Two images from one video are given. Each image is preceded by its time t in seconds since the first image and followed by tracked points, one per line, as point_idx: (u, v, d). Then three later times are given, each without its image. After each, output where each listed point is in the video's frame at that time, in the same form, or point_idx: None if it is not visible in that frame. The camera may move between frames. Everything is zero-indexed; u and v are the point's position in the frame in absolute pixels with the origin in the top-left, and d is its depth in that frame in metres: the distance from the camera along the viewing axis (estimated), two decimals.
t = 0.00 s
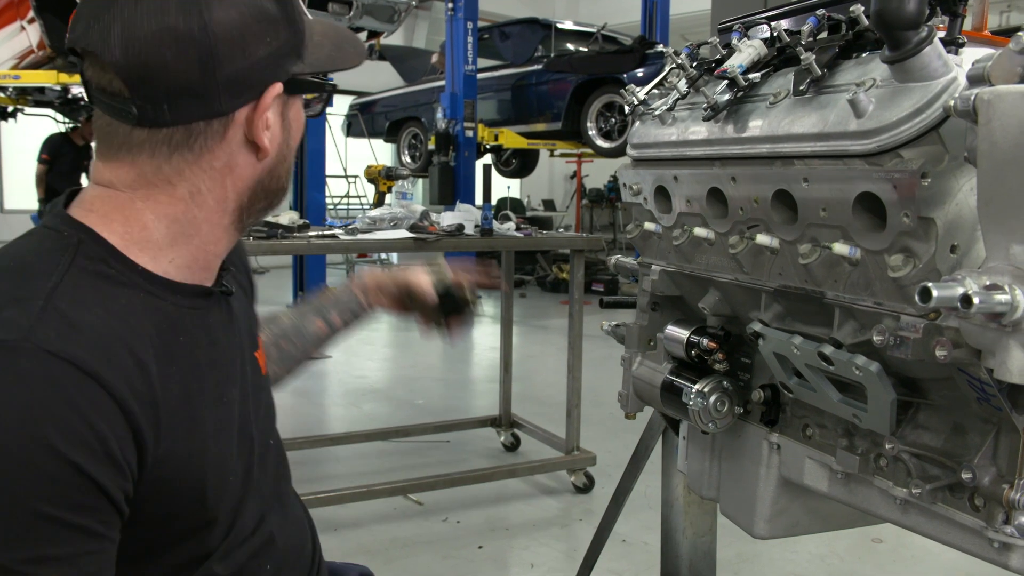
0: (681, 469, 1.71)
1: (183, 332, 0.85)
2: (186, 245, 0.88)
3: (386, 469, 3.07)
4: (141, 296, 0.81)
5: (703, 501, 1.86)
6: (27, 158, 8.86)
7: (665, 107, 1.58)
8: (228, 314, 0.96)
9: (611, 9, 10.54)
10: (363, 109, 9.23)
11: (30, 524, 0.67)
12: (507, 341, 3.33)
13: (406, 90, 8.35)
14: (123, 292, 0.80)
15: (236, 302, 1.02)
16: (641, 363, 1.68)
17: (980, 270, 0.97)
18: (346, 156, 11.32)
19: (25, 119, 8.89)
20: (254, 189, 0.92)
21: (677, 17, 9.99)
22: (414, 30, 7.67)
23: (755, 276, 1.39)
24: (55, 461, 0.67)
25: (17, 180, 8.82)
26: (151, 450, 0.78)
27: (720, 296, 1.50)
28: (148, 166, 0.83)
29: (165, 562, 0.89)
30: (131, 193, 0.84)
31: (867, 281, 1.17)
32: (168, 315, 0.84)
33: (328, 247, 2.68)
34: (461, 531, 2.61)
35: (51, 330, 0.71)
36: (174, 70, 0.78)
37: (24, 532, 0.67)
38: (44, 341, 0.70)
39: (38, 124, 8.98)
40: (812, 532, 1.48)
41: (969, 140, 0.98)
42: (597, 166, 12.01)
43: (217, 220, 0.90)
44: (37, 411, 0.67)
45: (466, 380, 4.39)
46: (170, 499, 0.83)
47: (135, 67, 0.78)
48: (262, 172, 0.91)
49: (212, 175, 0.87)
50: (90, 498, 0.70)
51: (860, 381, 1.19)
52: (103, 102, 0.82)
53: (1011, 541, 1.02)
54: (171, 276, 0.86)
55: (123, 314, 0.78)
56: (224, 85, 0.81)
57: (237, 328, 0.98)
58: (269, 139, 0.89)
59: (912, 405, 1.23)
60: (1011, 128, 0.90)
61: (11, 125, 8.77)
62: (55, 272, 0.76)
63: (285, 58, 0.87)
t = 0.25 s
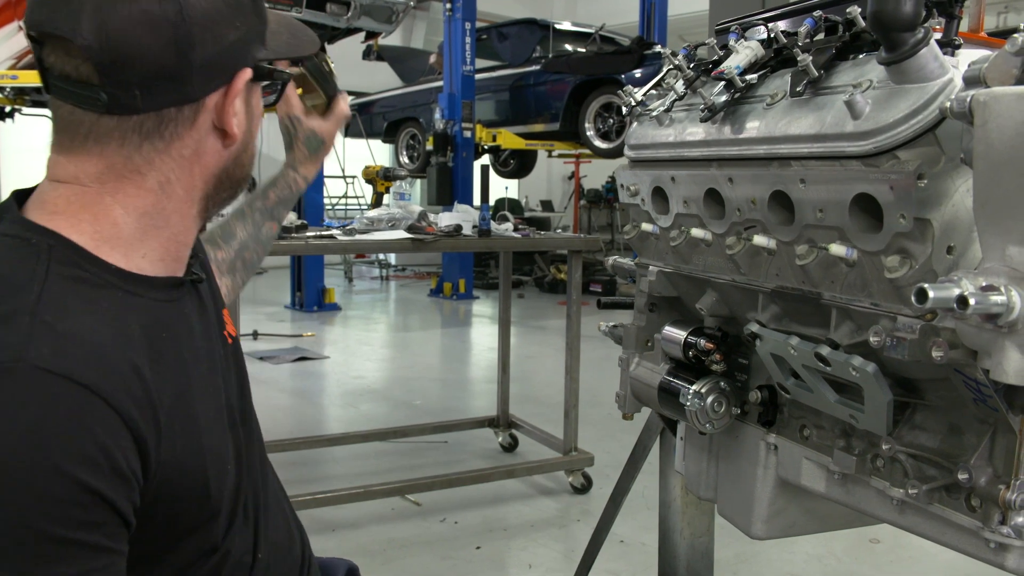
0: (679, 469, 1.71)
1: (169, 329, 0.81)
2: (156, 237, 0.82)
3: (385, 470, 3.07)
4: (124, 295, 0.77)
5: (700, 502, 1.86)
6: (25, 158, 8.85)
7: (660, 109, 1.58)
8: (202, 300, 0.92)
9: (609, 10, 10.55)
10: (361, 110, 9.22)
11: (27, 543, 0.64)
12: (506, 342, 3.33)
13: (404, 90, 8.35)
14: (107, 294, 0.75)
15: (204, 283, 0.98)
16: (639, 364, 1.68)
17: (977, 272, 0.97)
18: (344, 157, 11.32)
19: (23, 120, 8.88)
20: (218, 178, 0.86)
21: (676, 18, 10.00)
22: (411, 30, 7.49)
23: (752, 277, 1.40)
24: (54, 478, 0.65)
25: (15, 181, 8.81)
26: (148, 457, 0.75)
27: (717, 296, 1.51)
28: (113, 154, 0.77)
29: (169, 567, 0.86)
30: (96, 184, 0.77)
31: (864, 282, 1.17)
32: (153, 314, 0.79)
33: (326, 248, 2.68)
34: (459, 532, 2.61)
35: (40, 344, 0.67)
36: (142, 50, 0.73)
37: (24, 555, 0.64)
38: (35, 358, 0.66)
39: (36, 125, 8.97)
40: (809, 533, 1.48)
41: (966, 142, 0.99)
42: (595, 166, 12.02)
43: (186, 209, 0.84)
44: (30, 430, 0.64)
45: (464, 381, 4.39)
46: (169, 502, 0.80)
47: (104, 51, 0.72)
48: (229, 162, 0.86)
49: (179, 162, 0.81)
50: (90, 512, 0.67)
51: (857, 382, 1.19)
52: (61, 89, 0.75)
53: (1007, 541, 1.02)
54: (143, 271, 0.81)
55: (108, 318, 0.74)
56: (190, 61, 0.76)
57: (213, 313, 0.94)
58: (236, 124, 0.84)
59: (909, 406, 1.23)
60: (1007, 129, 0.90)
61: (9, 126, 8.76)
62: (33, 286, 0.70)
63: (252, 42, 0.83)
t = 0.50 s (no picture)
0: (679, 469, 1.71)
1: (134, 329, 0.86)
2: (110, 241, 0.85)
3: (384, 469, 3.07)
4: (90, 298, 0.83)
5: (700, 502, 1.86)
6: (24, 159, 8.84)
7: (660, 109, 1.58)
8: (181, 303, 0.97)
9: (609, 10, 10.56)
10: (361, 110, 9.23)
11: (13, 551, 0.68)
12: (505, 342, 3.33)
13: (404, 90, 8.35)
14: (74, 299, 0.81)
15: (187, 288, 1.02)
16: (639, 363, 1.68)
17: (976, 272, 0.97)
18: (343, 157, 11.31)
19: (22, 120, 8.86)
20: (164, 187, 0.85)
21: (675, 18, 10.01)
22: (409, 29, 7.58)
23: (751, 277, 1.40)
24: (25, 479, 0.69)
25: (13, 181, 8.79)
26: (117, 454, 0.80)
27: (717, 296, 1.51)
28: (68, 154, 0.83)
29: (159, 563, 0.91)
30: (54, 183, 0.83)
31: (863, 281, 1.17)
32: (111, 315, 0.85)
33: (326, 248, 2.68)
34: (459, 532, 2.61)
35: (8, 350, 0.72)
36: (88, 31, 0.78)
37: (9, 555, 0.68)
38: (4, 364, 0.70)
39: (36, 125, 8.96)
40: (808, 532, 1.49)
41: (965, 142, 0.99)
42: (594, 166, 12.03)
43: (135, 216, 0.86)
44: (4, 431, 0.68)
45: (464, 381, 4.39)
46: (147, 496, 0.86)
47: (60, 54, 0.80)
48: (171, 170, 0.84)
49: (115, 164, 0.83)
50: (65, 511, 0.72)
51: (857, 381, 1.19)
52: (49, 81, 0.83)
53: (1006, 540, 1.02)
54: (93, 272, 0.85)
55: (71, 323, 0.79)
56: (123, 58, 0.79)
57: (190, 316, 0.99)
58: (163, 127, 0.82)
59: (908, 405, 1.23)
60: (1006, 129, 0.90)
61: (8, 126, 8.75)
62: None
63: (205, 41, 0.82)
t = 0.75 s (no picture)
0: (679, 469, 1.72)
1: (147, 330, 0.93)
2: (144, 244, 0.94)
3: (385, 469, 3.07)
4: (112, 296, 0.90)
5: (701, 501, 1.87)
6: (25, 158, 8.83)
7: (662, 109, 1.58)
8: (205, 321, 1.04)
9: (610, 10, 10.56)
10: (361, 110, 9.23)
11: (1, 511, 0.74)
12: (506, 342, 3.33)
13: (404, 90, 8.35)
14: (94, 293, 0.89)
15: (218, 313, 1.08)
16: (641, 363, 1.69)
17: (978, 272, 0.97)
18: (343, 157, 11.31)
19: (22, 119, 8.85)
20: (200, 204, 0.92)
21: (676, 18, 10.01)
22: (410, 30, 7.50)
23: (753, 277, 1.40)
24: (21, 449, 0.75)
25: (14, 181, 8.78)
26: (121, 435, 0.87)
27: (719, 296, 1.51)
28: (121, 158, 0.93)
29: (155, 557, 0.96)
30: (104, 183, 0.93)
31: (865, 281, 1.17)
32: (134, 313, 0.92)
33: (327, 248, 2.68)
34: (460, 531, 2.61)
35: (25, 331, 0.80)
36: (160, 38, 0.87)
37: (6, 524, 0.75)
38: (17, 340, 0.78)
39: (36, 124, 8.95)
40: (810, 532, 1.49)
41: (967, 141, 0.99)
42: (595, 166, 12.03)
43: (170, 225, 0.94)
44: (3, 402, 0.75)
45: (464, 380, 4.39)
46: (152, 484, 0.91)
47: (133, 66, 0.90)
48: (206, 189, 0.92)
49: (160, 174, 0.91)
50: (64, 484, 0.78)
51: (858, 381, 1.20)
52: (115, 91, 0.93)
53: (1007, 540, 1.02)
54: (125, 273, 0.92)
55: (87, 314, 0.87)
56: (184, 77, 0.88)
57: (214, 335, 1.05)
58: (207, 147, 0.90)
59: (910, 405, 1.24)
60: (1009, 129, 0.91)
61: (8, 125, 8.74)
62: (27, 270, 0.85)
63: (263, 74, 0.90)
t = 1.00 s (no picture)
0: (678, 469, 1.72)
1: (192, 317, 0.95)
2: (223, 247, 0.97)
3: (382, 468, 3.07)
4: (165, 274, 0.93)
5: (700, 501, 1.87)
6: (23, 157, 8.84)
7: (662, 109, 1.58)
8: (262, 330, 1.04)
9: (608, 10, 10.57)
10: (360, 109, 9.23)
11: None
12: (505, 341, 3.34)
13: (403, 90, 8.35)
14: (151, 275, 0.92)
15: (280, 327, 1.08)
16: (640, 363, 1.69)
17: (976, 272, 0.98)
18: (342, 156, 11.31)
19: (21, 118, 8.86)
20: (284, 219, 0.94)
21: (674, 18, 10.02)
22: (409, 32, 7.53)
23: (752, 277, 1.40)
24: (43, 394, 0.78)
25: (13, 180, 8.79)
26: (143, 415, 0.89)
27: (718, 296, 1.52)
28: (215, 165, 0.95)
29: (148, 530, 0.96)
30: (197, 183, 0.96)
31: (864, 282, 1.18)
32: (189, 307, 0.94)
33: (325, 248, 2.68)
34: (459, 531, 2.61)
35: (68, 280, 0.84)
36: (259, 64, 0.90)
37: (12, 456, 0.77)
38: (56, 285, 0.83)
39: (35, 123, 8.96)
40: (808, 532, 1.49)
41: (965, 143, 0.99)
42: (594, 166, 12.04)
43: (251, 233, 0.96)
44: (33, 345, 0.78)
45: (463, 380, 4.40)
46: (157, 475, 0.91)
47: (240, 85, 0.93)
48: (288, 204, 0.93)
49: (251, 184, 0.93)
50: (65, 430, 0.80)
51: (857, 381, 1.20)
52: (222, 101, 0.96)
53: (1005, 539, 1.02)
54: (193, 264, 0.96)
55: (141, 291, 0.90)
56: (285, 98, 0.90)
57: (270, 347, 1.05)
58: (300, 167, 0.91)
59: (909, 405, 1.24)
60: (1006, 130, 0.91)
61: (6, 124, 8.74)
62: (95, 237, 0.91)
63: (359, 108, 0.91)
